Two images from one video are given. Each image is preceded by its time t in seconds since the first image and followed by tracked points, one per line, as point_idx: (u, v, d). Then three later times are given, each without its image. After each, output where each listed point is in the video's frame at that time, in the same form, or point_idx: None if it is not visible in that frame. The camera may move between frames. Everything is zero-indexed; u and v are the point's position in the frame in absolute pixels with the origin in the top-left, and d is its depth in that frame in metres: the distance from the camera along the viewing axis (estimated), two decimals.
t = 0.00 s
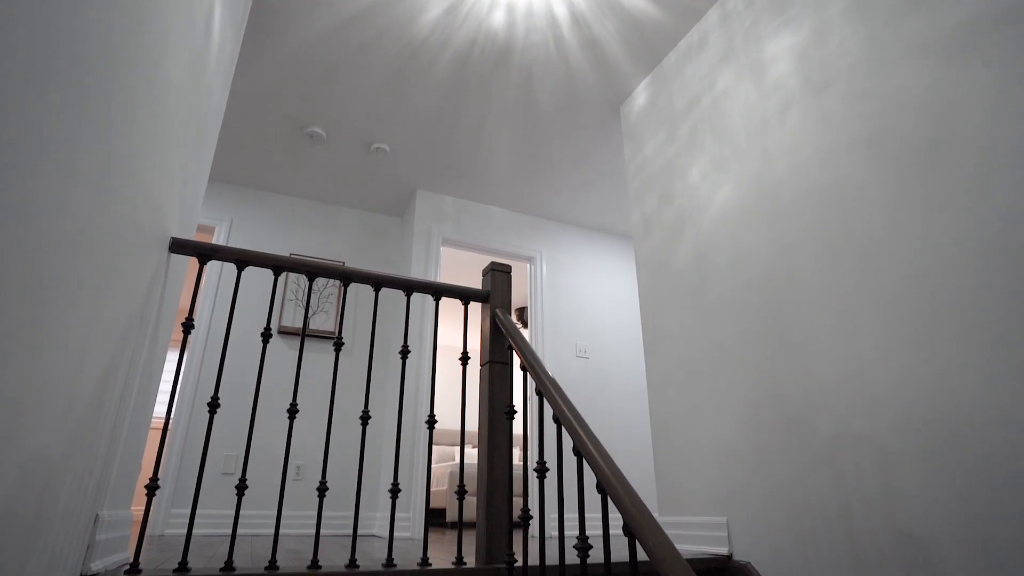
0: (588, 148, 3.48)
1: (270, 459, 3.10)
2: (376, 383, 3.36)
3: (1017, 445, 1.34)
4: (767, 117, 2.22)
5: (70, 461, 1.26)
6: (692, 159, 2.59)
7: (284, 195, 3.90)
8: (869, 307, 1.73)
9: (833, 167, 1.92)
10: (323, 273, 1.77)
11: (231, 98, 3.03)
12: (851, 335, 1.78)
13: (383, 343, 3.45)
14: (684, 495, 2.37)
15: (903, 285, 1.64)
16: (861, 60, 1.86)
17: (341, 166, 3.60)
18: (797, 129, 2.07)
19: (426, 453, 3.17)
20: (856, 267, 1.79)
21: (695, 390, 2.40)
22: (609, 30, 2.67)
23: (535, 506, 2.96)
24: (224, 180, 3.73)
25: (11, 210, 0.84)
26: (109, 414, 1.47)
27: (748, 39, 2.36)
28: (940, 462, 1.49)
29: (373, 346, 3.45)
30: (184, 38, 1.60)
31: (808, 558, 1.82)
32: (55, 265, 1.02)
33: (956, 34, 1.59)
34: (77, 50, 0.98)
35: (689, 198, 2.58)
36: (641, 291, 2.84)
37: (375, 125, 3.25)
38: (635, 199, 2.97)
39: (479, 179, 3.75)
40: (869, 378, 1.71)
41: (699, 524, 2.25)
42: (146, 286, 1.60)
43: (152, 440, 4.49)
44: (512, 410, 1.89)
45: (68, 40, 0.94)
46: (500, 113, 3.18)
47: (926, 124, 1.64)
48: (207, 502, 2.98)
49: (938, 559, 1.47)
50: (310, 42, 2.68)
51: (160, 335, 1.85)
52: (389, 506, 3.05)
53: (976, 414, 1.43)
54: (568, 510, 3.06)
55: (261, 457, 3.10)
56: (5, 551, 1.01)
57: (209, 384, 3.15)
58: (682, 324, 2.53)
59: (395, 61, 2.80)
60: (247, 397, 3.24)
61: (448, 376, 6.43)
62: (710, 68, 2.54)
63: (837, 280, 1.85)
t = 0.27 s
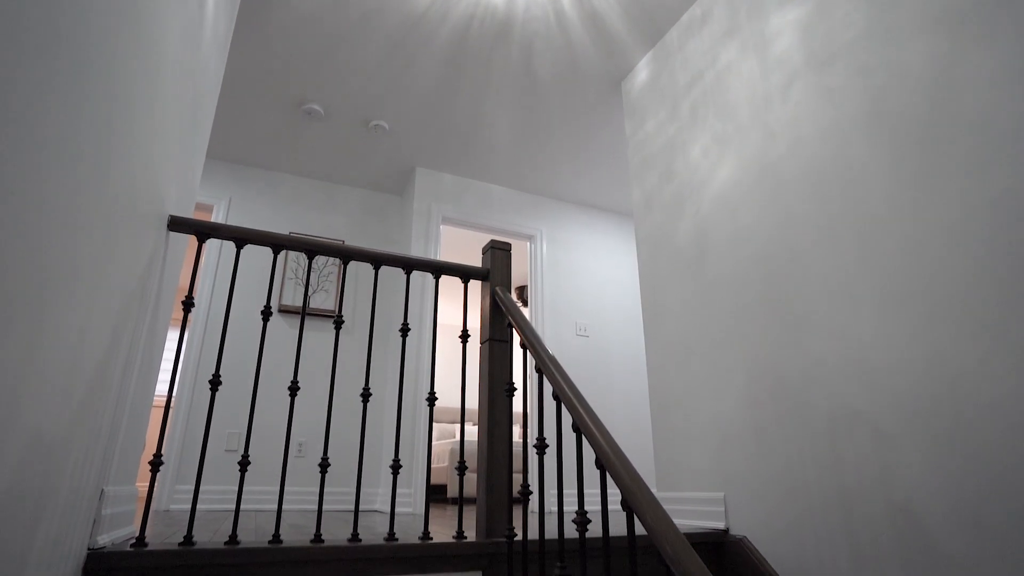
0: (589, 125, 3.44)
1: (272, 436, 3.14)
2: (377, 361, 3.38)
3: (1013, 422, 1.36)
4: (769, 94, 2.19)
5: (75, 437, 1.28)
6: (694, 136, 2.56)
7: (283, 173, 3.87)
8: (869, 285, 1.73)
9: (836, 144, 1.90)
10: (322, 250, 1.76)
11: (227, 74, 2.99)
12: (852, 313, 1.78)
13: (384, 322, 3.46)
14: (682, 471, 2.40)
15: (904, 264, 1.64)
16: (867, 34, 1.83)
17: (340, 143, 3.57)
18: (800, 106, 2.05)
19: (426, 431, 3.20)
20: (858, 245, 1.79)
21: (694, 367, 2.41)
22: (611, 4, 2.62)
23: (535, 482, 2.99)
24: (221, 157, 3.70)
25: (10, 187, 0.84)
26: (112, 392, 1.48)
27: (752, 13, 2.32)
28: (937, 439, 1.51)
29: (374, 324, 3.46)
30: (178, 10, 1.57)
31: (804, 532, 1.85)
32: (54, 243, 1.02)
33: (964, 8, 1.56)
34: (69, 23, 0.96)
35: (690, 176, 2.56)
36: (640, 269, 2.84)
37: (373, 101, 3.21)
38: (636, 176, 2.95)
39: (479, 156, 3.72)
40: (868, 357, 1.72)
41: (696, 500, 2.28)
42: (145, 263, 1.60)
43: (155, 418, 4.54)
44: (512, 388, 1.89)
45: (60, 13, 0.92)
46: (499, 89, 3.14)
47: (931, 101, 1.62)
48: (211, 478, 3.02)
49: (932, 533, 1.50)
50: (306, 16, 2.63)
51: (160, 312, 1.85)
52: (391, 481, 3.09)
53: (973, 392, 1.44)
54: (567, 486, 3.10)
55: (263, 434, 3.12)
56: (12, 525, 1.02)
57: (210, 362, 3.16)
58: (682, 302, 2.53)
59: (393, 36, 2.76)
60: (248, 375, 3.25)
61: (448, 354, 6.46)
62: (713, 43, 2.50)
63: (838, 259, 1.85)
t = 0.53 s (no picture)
0: (589, 101, 3.40)
1: (274, 413, 3.17)
2: (377, 339, 3.39)
3: (1010, 400, 1.37)
4: (773, 68, 2.16)
5: (79, 411, 1.29)
6: (696, 112, 2.53)
7: (280, 151, 3.84)
8: (869, 263, 1.74)
9: (838, 119, 1.88)
10: (322, 227, 1.75)
11: (222, 49, 2.95)
12: (852, 291, 1.78)
13: (384, 300, 3.46)
14: (680, 447, 2.43)
15: (906, 242, 1.63)
16: (873, 6, 1.80)
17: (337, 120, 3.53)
18: (804, 80, 2.03)
19: (427, 409, 3.23)
20: (859, 223, 1.78)
21: (694, 344, 2.43)
22: None
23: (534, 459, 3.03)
24: (217, 134, 3.66)
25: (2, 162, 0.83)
26: (114, 369, 1.49)
27: None
28: (934, 416, 1.53)
29: (374, 302, 3.47)
30: None
31: (800, 507, 1.88)
32: (51, 220, 1.02)
33: None
34: None
35: (692, 152, 2.54)
36: (641, 247, 2.83)
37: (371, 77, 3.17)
38: (638, 153, 2.92)
39: (478, 133, 3.69)
40: (868, 334, 1.72)
41: (694, 475, 2.31)
42: (143, 240, 1.59)
43: (158, 395, 4.57)
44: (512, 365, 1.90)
45: None
46: (498, 64, 3.09)
47: (936, 75, 1.59)
48: (214, 454, 3.05)
49: (926, 508, 1.52)
50: None
51: (161, 289, 1.85)
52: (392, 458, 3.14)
53: (971, 369, 1.45)
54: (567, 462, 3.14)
55: (266, 412, 3.16)
56: (18, 499, 1.04)
57: (211, 341, 3.17)
58: (682, 280, 2.54)
59: (390, 10, 2.71)
60: (249, 353, 3.27)
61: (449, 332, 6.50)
62: (716, 16, 2.46)
63: (839, 237, 1.84)
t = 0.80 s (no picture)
0: (590, 77, 3.36)
1: (275, 390, 3.19)
2: (377, 317, 3.39)
3: (1007, 377, 1.38)
4: (777, 42, 2.13)
5: (82, 387, 1.30)
6: (698, 87, 2.50)
7: (277, 127, 3.79)
8: (870, 241, 1.73)
9: (843, 95, 1.86)
10: (321, 204, 1.74)
11: (217, 22, 2.89)
12: (853, 269, 1.78)
13: (384, 278, 3.46)
14: (679, 423, 2.46)
15: (908, 219, 1.63)
16: None
17: (336, 96, 3.49)
18: (808, 54, 2.00)
19: (428, 386, 3.25)
20: (861, 201, 1.77)
21: (693, 321, 2.44)
22: None
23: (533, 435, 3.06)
24: (214, 110, 3.62)
25: None
26: (115, 345, 1.50)
27: None
28: (932, 393, 1.54)
29: (374, 279, 3.47)
30: None
31: (797, 482, 1.91)
32: (48, 196, 1.01)
33: None
34: None
35: (694, 128, 2.52)
36: (641, 224, 2.82)
37: (369, 52, 3.12)
38: (639, 130, 2.89)
39: (478, 109, 3.65)
40: (868, 312, 1.73)
41: (692, 451, 2.34)
42: (142, 216, 1.59)
43: (158, 372, 4.60)
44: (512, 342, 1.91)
45: None
46: (499, 38, 3.04)
47: (943, 50, 1.57)
48: (217, 430, 3.08)
49: (921, 483, 1.55)
50: None
51: (160, 265, 1.85)
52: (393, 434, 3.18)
53: (970, 347, 1.46)
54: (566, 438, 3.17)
55: (267, 388, 3.18)
56: (24, 474, 1.05)
57: (211, 318, 3.18)
58: (682, 257, 2.54)
59: None
60: (250, 331, 3.28)
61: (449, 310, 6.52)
62: None
63: (840, 215, 1.84)
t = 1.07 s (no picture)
0: (592, 51, 3.31)
1: (275, 367, 3.20)
2: (377, 295, 3.39)
3: (1003, 354, 1.38)
4: (782, 15, 2.09)
5: (84, 363, 1.30)
6: (701, 62, 2.47)
7: (274, 103, 3.75)
8: (872, 219, 1.73)
9: (847, 69, 1.83)
10: (320, 181, 1.73)
11: None
12: (854, 247, 1.78)
13: (384, 255, 3.46)
14: (678, 399, 2.48)
15: (911, 195, 1.62)
16: None
17: (333, 71, 3.44)
18: (813, 28, 1.96)
19: (428, 363, 3.27)
20: (863, 178, 1.76)
21: (694, 299, 2.44)
22: None
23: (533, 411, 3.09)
24: (210, 86, 3.57)
25: None
26: (115, 322, 1.50)
27: None
28: (929, 371, 1.55)
29: (373, 256, 3.46)
30: None
31: (794, 457, 1.93)
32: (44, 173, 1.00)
33: None
34: None
35: (695, 104, 2.49)
36: (641, 201, 2.81)
37: (366, 25, 3.07)
38: (640, 105, 2.86)
39: (478, 85, 3.60)
40: (868, 290, 1.73)
41: (691, 426, 2.37)
42: (139, 192, 1.58)
43: (160, 349, 4.62)
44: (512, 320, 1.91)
45: None
46: (498, 12, 2.99)
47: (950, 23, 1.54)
48: (219, 406, 3.11)
49: (916, 459, 1.56)
50: None
51: (159, 241, 1.84)
52: (394, 411, 3.21)
53: (968, 325, 1.46)
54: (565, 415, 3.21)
55: (268, 366, 3.20)
56: (29, 450, 1.06)
57: (211, 296, 3.18)
58: (683, 234, 2.53)
59: None
60: (250, 308, 3.28)
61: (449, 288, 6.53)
62: None
63: (842, 192, 1.83)
